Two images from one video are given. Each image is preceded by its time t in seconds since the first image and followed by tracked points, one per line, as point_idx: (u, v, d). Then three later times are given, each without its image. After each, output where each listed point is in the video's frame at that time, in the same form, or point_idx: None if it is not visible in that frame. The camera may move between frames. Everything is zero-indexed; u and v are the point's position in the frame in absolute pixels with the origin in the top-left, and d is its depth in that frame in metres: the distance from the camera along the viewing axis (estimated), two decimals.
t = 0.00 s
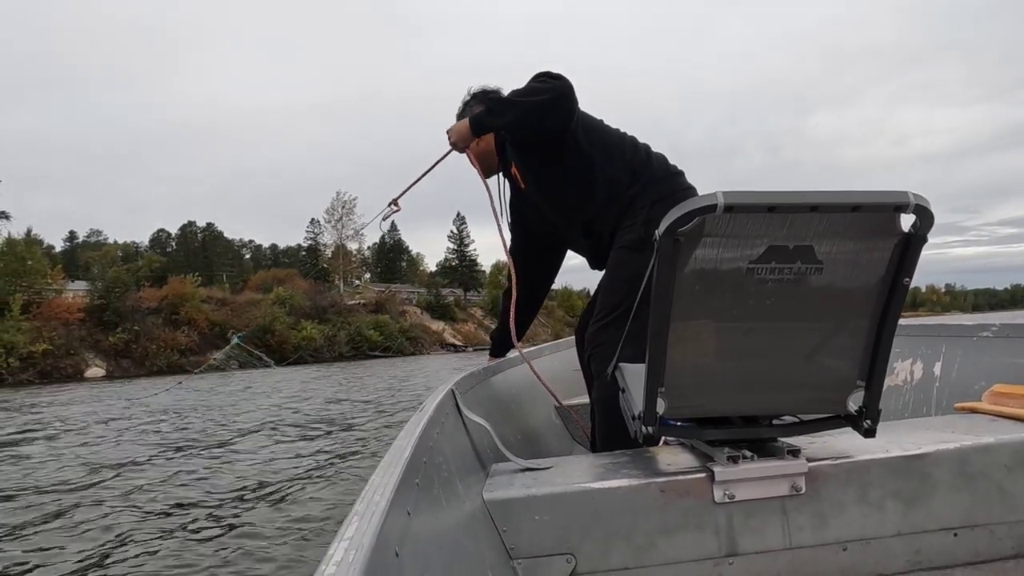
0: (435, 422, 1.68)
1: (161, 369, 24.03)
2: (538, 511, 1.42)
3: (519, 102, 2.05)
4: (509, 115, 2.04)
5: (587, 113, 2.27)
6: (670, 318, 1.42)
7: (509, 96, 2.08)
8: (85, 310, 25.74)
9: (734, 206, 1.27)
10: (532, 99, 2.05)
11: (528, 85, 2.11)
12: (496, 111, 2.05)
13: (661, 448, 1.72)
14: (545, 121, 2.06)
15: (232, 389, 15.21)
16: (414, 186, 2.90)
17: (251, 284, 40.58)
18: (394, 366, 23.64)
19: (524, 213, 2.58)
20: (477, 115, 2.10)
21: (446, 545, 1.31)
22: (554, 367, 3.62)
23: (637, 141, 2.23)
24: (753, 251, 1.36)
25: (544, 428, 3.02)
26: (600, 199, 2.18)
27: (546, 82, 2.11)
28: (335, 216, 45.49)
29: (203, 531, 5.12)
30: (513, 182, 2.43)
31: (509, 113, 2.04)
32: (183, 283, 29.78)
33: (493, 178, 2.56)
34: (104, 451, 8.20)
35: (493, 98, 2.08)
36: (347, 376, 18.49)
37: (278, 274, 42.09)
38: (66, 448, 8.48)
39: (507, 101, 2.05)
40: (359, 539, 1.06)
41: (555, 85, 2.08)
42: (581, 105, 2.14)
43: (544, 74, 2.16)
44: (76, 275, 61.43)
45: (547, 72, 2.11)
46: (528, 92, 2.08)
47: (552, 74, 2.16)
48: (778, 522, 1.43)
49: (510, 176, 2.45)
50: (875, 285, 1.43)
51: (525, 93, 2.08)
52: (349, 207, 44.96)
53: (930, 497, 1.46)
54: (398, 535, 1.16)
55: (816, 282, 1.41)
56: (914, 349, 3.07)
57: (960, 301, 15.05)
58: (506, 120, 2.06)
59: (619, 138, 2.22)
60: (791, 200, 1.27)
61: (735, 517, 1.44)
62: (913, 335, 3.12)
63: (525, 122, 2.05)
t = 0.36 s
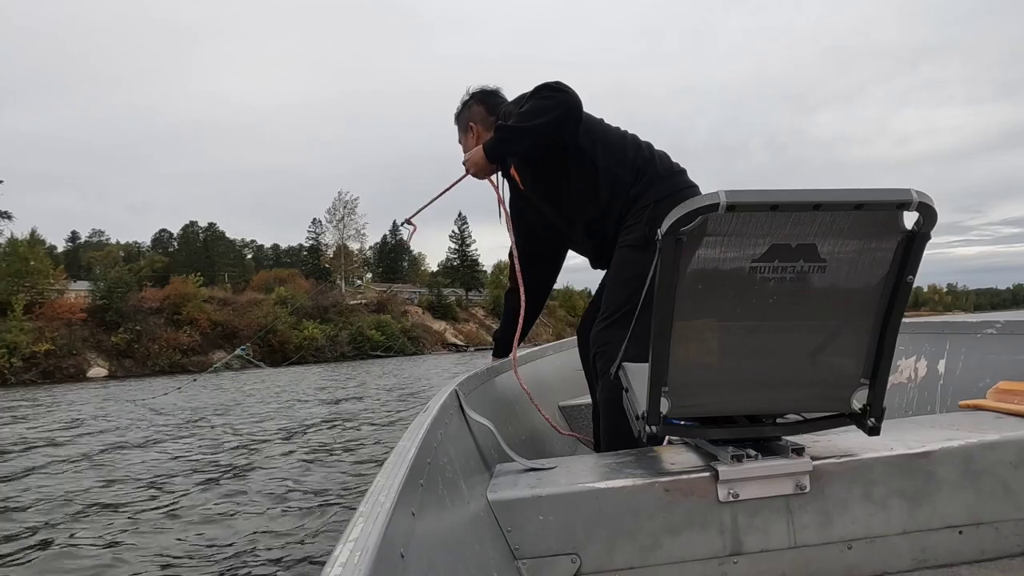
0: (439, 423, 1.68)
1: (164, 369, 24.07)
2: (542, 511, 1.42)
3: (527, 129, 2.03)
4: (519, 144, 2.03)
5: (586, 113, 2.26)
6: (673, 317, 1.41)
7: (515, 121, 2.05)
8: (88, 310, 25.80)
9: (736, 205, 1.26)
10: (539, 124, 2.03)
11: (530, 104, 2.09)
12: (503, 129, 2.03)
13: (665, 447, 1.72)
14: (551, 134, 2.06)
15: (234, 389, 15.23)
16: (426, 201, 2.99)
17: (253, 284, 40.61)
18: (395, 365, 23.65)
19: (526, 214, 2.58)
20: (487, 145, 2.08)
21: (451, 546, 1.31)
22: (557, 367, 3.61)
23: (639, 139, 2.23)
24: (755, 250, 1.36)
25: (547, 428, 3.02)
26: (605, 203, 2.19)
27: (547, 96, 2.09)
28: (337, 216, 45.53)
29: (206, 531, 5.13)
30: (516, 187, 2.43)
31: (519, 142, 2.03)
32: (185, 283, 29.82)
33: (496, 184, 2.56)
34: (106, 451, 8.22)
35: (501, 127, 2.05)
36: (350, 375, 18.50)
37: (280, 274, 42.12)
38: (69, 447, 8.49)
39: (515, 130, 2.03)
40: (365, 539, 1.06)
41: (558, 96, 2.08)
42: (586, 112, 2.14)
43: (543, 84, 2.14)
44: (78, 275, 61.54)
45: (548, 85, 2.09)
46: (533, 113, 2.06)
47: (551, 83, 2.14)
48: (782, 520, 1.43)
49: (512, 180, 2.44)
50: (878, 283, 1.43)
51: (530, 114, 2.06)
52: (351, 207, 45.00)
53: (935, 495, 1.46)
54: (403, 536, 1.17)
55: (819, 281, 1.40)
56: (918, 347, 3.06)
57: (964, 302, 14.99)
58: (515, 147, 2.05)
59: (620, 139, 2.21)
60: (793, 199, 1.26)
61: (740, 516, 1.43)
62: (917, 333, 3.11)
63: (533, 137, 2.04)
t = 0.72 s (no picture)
0: (440, 424, 1.68)
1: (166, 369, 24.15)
2: (544, 510, 1.42)
3: (534, 128, 2.04)
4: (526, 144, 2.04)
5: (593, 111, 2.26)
6: (674, 314, 1.42)
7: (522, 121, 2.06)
8: (91, 310, 25.90)
9: (735, 202, 1.26)
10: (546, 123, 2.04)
11: (537, 104, 2.09)
12: (510, 129, 2.04)
13: (666, 445, 1.72)
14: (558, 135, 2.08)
15: (237, 389, 15.27)
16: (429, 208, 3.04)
17: (255, 284, 40.68)
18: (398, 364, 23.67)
19: (532, 212, 2.59)
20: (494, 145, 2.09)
21: (454, 545, 1.32)
22: (559, 365, 3.62)
23: (645, 138, 2.23)
24: (755, 247, 1.36)
25: (549, 427, 3.02)
26: (610, 202, 2.19)
27: (554, 96, 2.10)
28: (339, 216, 45.61)
29: (209, 530, 5.14)
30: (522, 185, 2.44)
31: (525, 142, 2.04)
32: (187, 283, 29.88)
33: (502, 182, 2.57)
34: (109, 450, 8.24)
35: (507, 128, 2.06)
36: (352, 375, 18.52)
37: (283, 274, 42.18)
38: (72, 447, 8.51)
39: (522, 129, 2.03)
40: (367, 540, 1.07)
41: (566, 97, 2.09)
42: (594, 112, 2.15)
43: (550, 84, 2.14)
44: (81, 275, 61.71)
45: (556, 85, 2.10)
46: (541, 113, 2.07)
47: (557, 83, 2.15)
48: (784, 517, 1.43)
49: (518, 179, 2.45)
50: (879, 278, 1.43)
51: (537, 114, 2.07)
52: (353, 207, 45.08)
53: (936, 491, 1.46)
54: (405, 537, 1.17)
55: (818, 277, 1.41)
56: (918, 342, 3.06)
57: (966, 302, 15.01)
58: (522, 146, 2.05)
59: (625, 137, 2.21)
60: (793, 195, 1.26)
61: (742, 514, 1.44)
62: (918, 328, 3.11)
63: (540, 138, 2.05)
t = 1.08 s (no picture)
0: (437, 422, 1.68)
1: (168, 369, 24.21)
2: (540, 511, 1.43)
3: (536, 137, 2.04)
4: (529, 154, 2.04)
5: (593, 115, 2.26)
6: (673, 317, 1.42)
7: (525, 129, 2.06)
8: (94, 310, 25.96)
9: (736, 207, 1.27)
10: (549, 133, 2.05)
11: (539, 112, 2.10)
12: (513, 138, 2.04)
13: (662, 448, 1.72)
14: (561, 143, 2.08)
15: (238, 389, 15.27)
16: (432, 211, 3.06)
17: (258, 284, 40.73)
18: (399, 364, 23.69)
19: (532, 216, 2.59)
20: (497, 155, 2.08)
21: (448, 543, 1.32)
22: (557, 366, 3.61)
23: (644, 140, 2.23)
24: (756, 251, 1.36)
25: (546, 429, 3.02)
26: (610, 206, 2.19)
27: (556, 104, 2.10)
28: (342, 216, 45.72)
29: (209, 529, 5.15)
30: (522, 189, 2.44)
31: (528, 153, 2.03)
32: (190, 283, 29.91)
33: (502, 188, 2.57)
34: (111, 450, 8.26)
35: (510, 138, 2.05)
36: (354, 376, 18.54)
37: (285, 273, 42.19)
38: (74, 446, 8.53)
39: (525, 139, 2.03)
40: (361, 536, 1.07)
41: (568, 105, 2.10)
42: (595, 119, 2.15)
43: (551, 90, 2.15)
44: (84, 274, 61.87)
45: (558, 91, 2.11)
46: (543, 122, 2.07)
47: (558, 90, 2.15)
48: (778, 522, 1.44)
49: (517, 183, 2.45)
50: (878, 286, 1.43)
51: (540, 123, 2.07)
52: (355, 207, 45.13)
53: (932, 499, 1.46)
54: (400, 533, 1.17)
55: (819, 284, 1.41)
56: (917, 351, 3.06)
57: (969, 302, 14.94)
58: (524, 156, 2.05)
59: (625, 140, 2.21)
60: (794, 201, 1.27)
61: (736, 518, 1.44)
62: (916, 337, 3.11)
63: (543, 147, 2.05)
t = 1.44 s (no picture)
0: (437, 422, 1.69)
1: (171, 368, 24.28)
2: (538, 512, 1.43)
3: (536, 130, 2.03)
4: (529, 146, 2.03)
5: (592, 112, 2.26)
6: (672, 318, 1.42)
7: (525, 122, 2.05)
8: (97, 310, 26.04)
9: (737, 208, 1.27)
10: (549, 126, 2.04)
11: (539, 106, 2.09)
12: (513, 130, 2.02)
13: (661, 450, 1.72)
14: (561, 136, 2.08)
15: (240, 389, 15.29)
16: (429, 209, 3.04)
17: (260, 284, 40.80)
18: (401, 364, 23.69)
19: (528, 213, 2.58)
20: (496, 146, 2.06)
21: (446, 543, 1.32)
22: (556, 367, 3.61)
23: (643, 139, 2.23)
24: (756, 253, 1.36)
25: (545, 429, 3.02)
26: (607, 203, 2.19)
27: (556, 97, 2.09)
28: (344, 216, 45.80)
29: (211, 528, 5.16)
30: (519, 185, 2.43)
31: (528, 145, 2.02)
32: (192, 283, 29.99)
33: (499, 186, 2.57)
34: (113, 449, 8.28)
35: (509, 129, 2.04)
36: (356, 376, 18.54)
37: (288, 272, 42.22)
38: (76, 445, 8.56)
39: (524, 131, 2.02)
40: (360, 537, 1.07)
41: (568, 98, 2.09)
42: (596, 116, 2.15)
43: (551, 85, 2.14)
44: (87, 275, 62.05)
45: (559, 85, 2.10)
46: (543, 114, 2.06)
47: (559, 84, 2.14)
48: (777, 525, 1.44)
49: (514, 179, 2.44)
50: (877, 288, 1.43)
51: (540, 116, 2.06)
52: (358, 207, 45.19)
53: (930, 502, 1.46)
54: (399, 534, 1.18)
55: (819, 286, 1.41)
56: (916, 354, 3.06)
57: (972, 302, 14.90)
58: (523, 149, 2.04)
59: (624, 138, 2.21)
60: (794, 204, 1.27)
61: (735, 519, 1.44)
62: (915, 340, 3.11)
63: (542, 139, 2.05)
